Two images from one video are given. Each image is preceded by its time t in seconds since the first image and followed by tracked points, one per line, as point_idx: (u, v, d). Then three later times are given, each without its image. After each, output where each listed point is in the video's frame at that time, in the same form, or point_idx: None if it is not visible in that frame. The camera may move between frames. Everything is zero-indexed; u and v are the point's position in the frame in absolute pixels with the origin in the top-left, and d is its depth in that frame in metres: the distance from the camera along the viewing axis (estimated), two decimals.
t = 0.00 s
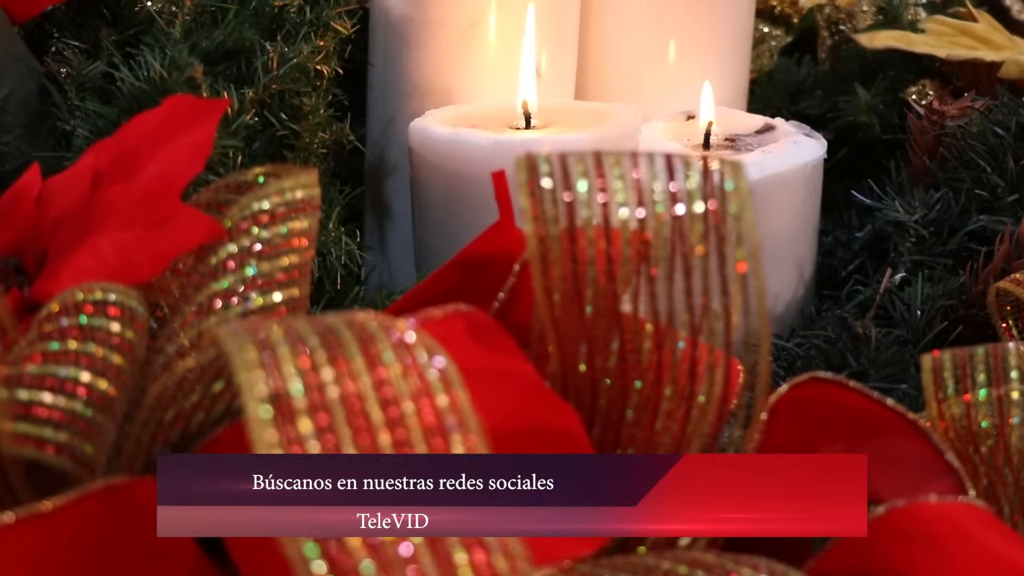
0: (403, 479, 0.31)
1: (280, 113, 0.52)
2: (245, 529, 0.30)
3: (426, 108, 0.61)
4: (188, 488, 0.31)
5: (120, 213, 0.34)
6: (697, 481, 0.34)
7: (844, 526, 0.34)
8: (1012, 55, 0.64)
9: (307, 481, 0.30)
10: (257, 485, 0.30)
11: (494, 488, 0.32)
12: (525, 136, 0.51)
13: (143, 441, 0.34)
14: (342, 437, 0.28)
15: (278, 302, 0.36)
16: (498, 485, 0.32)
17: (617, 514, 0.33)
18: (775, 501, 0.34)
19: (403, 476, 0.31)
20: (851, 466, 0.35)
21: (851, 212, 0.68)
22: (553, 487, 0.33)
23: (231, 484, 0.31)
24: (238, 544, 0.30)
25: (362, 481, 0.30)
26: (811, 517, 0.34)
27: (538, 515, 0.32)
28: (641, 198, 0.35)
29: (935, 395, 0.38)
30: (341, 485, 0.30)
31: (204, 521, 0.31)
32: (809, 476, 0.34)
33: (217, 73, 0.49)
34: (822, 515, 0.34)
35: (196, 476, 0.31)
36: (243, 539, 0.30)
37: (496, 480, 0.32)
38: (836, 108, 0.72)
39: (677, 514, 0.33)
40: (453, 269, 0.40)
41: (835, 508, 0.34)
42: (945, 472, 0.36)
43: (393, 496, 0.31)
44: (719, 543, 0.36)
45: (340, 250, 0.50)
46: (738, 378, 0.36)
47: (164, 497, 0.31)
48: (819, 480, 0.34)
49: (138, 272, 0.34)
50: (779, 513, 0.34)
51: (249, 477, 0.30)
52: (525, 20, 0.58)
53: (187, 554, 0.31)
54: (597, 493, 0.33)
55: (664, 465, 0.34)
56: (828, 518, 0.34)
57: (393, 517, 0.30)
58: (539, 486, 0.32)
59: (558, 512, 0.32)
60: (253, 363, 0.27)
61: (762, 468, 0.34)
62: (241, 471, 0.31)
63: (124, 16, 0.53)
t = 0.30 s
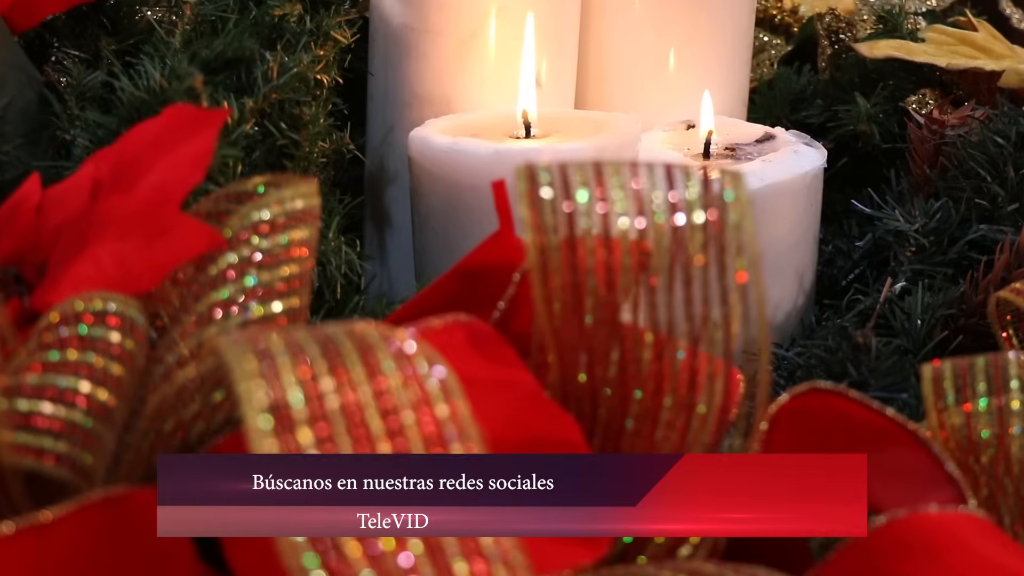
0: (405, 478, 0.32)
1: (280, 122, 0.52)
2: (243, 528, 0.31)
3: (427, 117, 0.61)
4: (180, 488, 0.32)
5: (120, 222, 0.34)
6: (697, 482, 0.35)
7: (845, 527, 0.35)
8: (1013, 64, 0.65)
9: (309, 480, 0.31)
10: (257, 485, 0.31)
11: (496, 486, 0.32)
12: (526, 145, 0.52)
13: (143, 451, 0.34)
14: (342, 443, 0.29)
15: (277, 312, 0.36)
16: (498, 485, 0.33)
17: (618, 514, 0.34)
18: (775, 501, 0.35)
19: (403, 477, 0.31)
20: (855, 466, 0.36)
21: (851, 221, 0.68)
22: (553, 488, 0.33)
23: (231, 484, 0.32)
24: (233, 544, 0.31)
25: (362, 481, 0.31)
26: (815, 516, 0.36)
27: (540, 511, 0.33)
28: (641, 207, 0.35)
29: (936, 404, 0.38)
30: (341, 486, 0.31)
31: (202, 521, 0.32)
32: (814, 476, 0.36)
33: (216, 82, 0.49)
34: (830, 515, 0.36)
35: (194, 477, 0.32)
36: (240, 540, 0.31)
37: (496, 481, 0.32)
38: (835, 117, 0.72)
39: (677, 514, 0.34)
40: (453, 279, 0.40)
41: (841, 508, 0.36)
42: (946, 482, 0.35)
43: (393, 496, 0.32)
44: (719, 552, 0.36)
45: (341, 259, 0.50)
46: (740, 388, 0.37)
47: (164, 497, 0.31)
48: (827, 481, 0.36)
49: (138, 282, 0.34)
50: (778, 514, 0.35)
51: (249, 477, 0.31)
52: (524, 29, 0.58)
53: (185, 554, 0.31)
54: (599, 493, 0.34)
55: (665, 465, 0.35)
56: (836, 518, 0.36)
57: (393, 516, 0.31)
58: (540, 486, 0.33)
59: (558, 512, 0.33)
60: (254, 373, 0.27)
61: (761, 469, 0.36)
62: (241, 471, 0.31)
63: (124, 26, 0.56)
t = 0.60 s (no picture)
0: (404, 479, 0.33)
1: (280, 132, 0.52)
2: (240, 528, 0.32)
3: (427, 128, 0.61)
4: (180, 488, 0.32)
5: (120, 232, 0.34)
6: (697, 482, 0.35)
7: (845, 526, 0.36)
8: (1012, 74, 0.65)
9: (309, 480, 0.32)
10: (257, 485, 0.32)
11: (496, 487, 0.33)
12: (524, 155, 0.52)
13: (143, 461, 0.34)
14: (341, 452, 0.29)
15: (278, 323, 0.37)
16: (497, 486, 0.33)
17: (618, 515, 0.35)
18: (776, 501, 0.36)
19: (403, 477, 0.32)
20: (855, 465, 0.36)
21: (851, 230, 0.68)
22: (553, 488, 0.34)
23: (231, 484, 0.32)
24: (229, 544, 0.32)
25: (362, 481, 0.32)
26: (816, 516, 0.36)
27: (541, 512, 0.33)
28: (641, 218, 0.35)
29: (936, 415, 0.38)
30: (341, 486, 0.31)
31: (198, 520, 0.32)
32: (814, 476, 0.36)
33: (217, 93, 0.49)
34: (831, 514, 0.36)
35: (193, 478, 0.33)
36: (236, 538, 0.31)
37: (496, 481, 0.33)
38: (835, 127, 0.72)
39: (676, 513, 0.35)
40: (453, 289, 0.40)
41: (841, 508, 0.36)
42: (945, 492, 0.35)
43: (393, 496, 0.33)
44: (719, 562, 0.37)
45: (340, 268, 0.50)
46: (740, 398, 0.37)
47: (164, 497, 0.32)
48: (828, 481, 0.36)
49: (138, 291, 0.34)
50: (773, 514, 0.36)
51: (250, 477, 0.32)
52: (524, 39, 0.59)
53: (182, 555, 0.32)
54: (600, 494, 0.34)
55: (666, 464, 0.36)
56: (836, 517, 0.36)
57: (393, 517, 0.32)
58: (540, 486, 0.34)
59: (557, 512, 0.34)
60: (252, 383, 0.28)
61: (761, 469, 0.36)
62: (242, 471, 0.32)
63: (125, 37, 0.56)
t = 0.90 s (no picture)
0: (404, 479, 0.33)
1: (281, 143, 0.52)
2: (233, 528, 0.32)
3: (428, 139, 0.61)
4: (180, 488, 0.33)
5: (121, 244, 0.34)
6: (697, 482, 0.35)
7: (846, 526, 0.36)
8: (1010, 85, 0.65)
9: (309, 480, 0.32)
10: (258, 485, 0.32)
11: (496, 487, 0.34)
12: (525, 166, 0.52)
13: (143, 472, 0.34)
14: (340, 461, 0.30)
15: (277, 334, 0.37)
16: (497, 485, 0.34)
17: (618, 514, 0.35)
18: (776, 501, 0.36)
19: (403, 477, 0.33)
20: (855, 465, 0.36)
21: (851, 240, 0.68)
22: (553, 488, 0.34)
23: (232, 484, 0.33)
24: (222, 543, 0.32)
25: (362, 481, 0.32)
26: (816, 516, 0.36)
27: (542, 511, 0.34)
28: (640, 229, 0.35)
29: (935, 425, 0.38)
30: (341, 485, 0.32)
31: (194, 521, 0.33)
32: (814, 476, 0.36)
33: (217, 104, 0.50)
34: (831, 514, 0.36)
35: (193, 478, 0.33)
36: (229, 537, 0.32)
37: (496, 481, 0.34)
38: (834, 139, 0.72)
39: (677, 514, 0.35)
40: (453, 300, 0.40)
41: (842, 508, 0.36)
42: (945, 503, 0.35)
43: (393, 496, 0.33)
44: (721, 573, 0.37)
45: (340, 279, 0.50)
46: (740, 408, 0.37)
47: (164, 497, 0.33)
48: (828, 481, 0.36)
49: (139, 303, 0.34)
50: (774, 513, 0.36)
51: (250, 477, 0.32)
52: (523, 51, 0.59)
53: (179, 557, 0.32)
54: (599, 493, 0.35)
55: (665, 464, 0.36)
56: (837, 517, 0.36)
57: (393, 516, 0.32)
58: (540, 486, 0.34)
59: (557, 512, 0.34)
60: (252, 395, 0.29)
61: (761, 469, 0.36)
62: (242, 472, 0.33)
63: (125, 47, 0.56)
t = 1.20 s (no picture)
0: (404, 478, 0.33)
1: (281, 155, 0.52)
2: (232, 529, 0.32)
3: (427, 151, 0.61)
4: (180, 488, 0.33)
5: (121, 257, 0.34)
6: (697, 482, 0.36)
7: (846, 526, 0.36)
8: (1010, 98, 0.65)
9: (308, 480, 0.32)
10: (258, 485, 0.33)
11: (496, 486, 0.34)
12: (525, 177, 0.52)
13: (143, 484, 0.34)
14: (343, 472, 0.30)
15: (278, 346, 0.37)
16: (497, 486, 0.34)
17: (617, 514, 0.35)
18: (776, 501, 0.36)
19: (403, 477, 0.33)
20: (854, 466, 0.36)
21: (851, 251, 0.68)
22: (553, 487, 0.34)
23: (232, 484, 0.33)
24: (219, 544, 0.32)
25: (362, 481, 0.33)
26: (817, 516, 0.37)
27: (542, 510, 0.34)
28: (639, 242, 0.36)
29: (934, 437, 0.38)
30: (341, 485, 0.33)
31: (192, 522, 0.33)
32: (814, 477, 0.37)
33: (217, 117, 0.50)
34: (831, 514, 0.37)
35: (194, 478, 0.33)
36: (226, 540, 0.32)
37: (496, 481, 0.34)
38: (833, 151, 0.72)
39: (677, 514, 0.36)
40: (452, 313, 0.40)
41: (842, 508, 0.36)
42: (944, 516, 0.35)
43: (394, 496, 0.33)
44: None
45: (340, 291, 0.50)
46: (739, 421, 0.37)
47: (165, 497, 0.33)
48: (828, 481, 0.36)
49: (140, 315, 0.34)
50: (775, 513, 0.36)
51: (250, 477, 0.33)
52: (523, 63, 0.59)
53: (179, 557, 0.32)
54: (599, 492, 0.35)
55: (666, 464, 0.36)
56: (836, 517, 0.37)
57: (393, 516, 0.33)
58: (540, 486, 0.34)
59: (558, 512, 0.34)
60: (253, 408, 0.29)
61: (761, 469, 0.36)
62: (242, 471, 0.33)
63: (126, 59, 0.56)
